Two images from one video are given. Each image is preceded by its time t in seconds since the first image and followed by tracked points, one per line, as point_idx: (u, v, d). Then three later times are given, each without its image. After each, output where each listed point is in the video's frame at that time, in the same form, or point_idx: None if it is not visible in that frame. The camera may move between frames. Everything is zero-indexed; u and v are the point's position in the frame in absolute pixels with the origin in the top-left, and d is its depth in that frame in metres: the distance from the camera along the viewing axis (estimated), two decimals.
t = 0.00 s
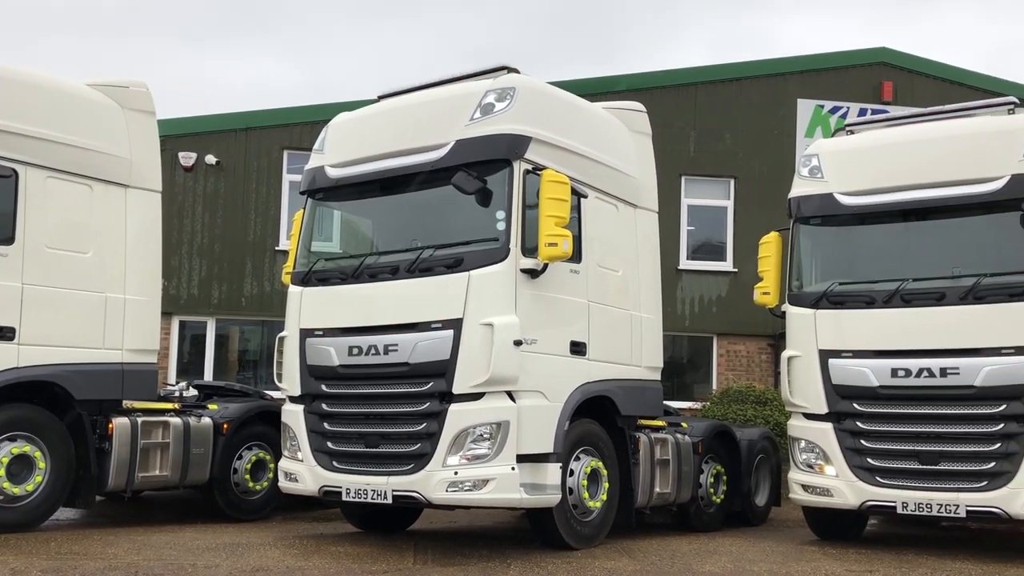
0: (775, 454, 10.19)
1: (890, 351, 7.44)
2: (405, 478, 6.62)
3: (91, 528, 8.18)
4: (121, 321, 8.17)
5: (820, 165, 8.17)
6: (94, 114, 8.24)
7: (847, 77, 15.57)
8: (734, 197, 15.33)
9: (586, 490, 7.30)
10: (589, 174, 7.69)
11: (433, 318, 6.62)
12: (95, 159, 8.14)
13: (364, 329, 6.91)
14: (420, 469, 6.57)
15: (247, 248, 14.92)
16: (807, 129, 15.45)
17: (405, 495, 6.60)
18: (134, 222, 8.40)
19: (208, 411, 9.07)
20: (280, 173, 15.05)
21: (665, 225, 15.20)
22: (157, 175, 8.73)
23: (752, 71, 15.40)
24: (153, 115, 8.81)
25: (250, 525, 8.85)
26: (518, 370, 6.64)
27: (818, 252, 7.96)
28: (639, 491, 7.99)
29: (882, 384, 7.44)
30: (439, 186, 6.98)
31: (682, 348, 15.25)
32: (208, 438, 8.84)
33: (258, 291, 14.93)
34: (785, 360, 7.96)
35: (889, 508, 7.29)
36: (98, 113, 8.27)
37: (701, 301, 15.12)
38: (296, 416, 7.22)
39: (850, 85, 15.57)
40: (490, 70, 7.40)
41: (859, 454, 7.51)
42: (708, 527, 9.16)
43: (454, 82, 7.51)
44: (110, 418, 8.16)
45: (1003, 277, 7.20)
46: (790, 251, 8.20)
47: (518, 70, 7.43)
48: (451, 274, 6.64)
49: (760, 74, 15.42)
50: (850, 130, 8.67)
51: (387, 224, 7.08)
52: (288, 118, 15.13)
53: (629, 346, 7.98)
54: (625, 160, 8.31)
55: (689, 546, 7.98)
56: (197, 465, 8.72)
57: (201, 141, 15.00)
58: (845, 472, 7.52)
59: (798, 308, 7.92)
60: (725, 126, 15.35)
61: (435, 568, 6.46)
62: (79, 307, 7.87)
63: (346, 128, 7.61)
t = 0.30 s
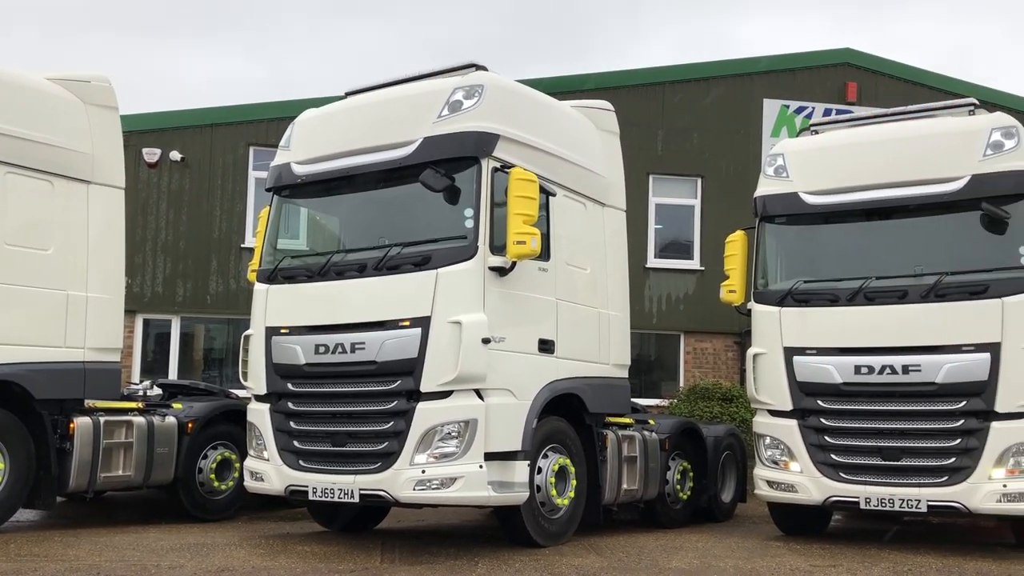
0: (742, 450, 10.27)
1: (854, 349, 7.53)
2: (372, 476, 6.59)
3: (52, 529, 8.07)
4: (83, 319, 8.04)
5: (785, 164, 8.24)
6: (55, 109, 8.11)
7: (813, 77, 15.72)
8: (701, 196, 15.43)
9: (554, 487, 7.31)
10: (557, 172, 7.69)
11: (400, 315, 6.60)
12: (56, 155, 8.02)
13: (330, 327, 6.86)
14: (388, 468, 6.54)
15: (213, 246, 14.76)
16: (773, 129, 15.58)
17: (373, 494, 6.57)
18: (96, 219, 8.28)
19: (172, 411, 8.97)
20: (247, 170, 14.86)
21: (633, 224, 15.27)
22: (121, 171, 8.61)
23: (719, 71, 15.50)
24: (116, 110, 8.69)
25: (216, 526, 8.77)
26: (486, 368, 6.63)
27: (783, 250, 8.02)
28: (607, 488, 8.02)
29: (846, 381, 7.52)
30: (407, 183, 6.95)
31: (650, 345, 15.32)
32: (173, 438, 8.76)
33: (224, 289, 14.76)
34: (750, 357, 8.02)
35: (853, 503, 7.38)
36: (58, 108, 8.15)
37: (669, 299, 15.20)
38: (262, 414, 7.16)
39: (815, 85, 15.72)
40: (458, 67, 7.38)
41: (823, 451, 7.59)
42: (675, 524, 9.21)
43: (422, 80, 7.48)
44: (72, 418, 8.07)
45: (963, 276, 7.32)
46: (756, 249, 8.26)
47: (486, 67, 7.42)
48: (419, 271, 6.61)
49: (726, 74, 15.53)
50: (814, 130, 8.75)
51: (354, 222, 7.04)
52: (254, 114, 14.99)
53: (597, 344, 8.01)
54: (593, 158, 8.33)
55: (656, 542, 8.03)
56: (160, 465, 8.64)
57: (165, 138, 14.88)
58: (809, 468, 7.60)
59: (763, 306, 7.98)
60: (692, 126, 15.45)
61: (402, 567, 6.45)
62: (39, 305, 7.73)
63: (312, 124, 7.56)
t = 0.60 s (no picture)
0: (709, 445, 10.34)
1: (819, 344, 7.61)
2: (340, 474, 6.55)
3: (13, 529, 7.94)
4: (44, 314, 7.90)
5: (751, 162, 8.30)
6: (14, 102, 7.97)
7: (779, 75, 15.86)
8: (669, 193, 15.50)
9: (523, 483, 7.32)
10: (526, 168, 7.69)
11: (369, 312, 6.56)
12: (16, 148, 7.88)
13: (298, 324, 6.81)
14: (355, 465, 6.51)
15: (178, 241, 14.62)
16: (740, 127, 15.70)
17: (340, 491, 6.53)
18: (58, 213, 8.15)
19: (136, 408, 8.86)
20: (212, 163, 14.80)
21: (602, 220, 15.31)
22: (83, 165, 8.47)
23: (687, 68, 15.57)
24: (77, 103, 8.55)
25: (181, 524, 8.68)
26: (454, 364, 6.62)
27: (750, 247, 8.08)
28: (576, 484, 8.03)
29: (811, 376, 7.60)
30: (375, 179, 6.91)
31: (619, 341, 15.38)
32: (137, 436, 8.66)
33: (189, 285, 14.65)
34: (717, 353, 8.07)
35: (818, 498, 7.46)
36: (18, 101, 8.01)
37: (637, 295, 15.27)
38: (228, 412, 7.10)
39: (781, 83, 15.86)
40: (427, 62, 7.35)
41: (789, 445, 7.67)
42: (643, 519, 9.26)
43: (390, 74, 7.44)
44: (33, 417, 7.96)
45: (927, 272, 7.41)
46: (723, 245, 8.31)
47: (455, 63, 7.39)
48: (387, 268, 6.58)
49: (695, 71, 15.60)
50: (781, 128, 8.82)
51: (322, 217, 6.99)
52: (220, 108, 14.84)
53: (566, 340, 8.02)
54: (562, 155, 8.34)
55: (624, 537, 8.07)
56: (124, 463, 8.54)
57: (131, 131, 14.61)
58: (775, 462, 7.67)
59: (730, 302, 8.04)
60: (660, 123, 15.52)
61: (370, 564, 6.42)
62: None
63: (279, 119, 7.49)
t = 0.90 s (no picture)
0: (679, 439, 10.41)
1: (788, 340, 7.68)
2: (310, 469, 6.52)
3: None
4: (7, 309, 7.81)
5: (721, 158, 8.36)
6: None
7: (749, 73, 15.97)
8: (640, 189, 15.56)
9: (494, 478, 7.32)
10: (497, 163, 7.69)
11: (339, 307, 6.53)
12: None
13: (267, 318, 6.77)
14: (325, 460, 6.48)
15: (146, 235, 14.47)
16: (710, 124, 15.79)
17: (310, 487, 6.50)
18: (22, 206, 8.03)
19: (103, 404, 8.75)
20: (181, 156, 14.62)
21: (573, 216, 15.34)
22: (48, 157, 8.34)
23: (658, 65, 15.63)
24: (42, 94, 8.40)
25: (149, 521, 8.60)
26: (425, 359, 6.60)
27: (720, 243, 8.13)
28: (546, 479, 8.05)
29: (779, 371, 7.67)
30: (346, 173, 6.88)
31: (591, 337, 15.42)
32: (104, 431, 8.54)
33: (158, 279, 14.51)
34: (686, 349, 8.15)
35: (786, 491, 7.54)
36: None
37: (608, 291, 15.33)
38: (197, 407, 7.04)
39: (751, 80, 15.97)
40: (398, 56, 7.32)
41: (757, 439, 7.74)
42: (613, 513, 9.30)
43: (361, 68, 7.40)
44: None
45: (893, 268, 7.51)
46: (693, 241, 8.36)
47: (426, 57, 7.37)
48: (358, 262, 6.55)
49: (666, 68, 15.67)
50: (750, 125, 8.89)
51: (292, 211, 6.95)
52: (188, 102, 14.69)
53: (537, 335, 8.03)
54: (534, 150, 8.35)
55: (594, 531, 8.10)
56: (90, 460, 8.42)
57: (97, 124, 14.43)
58: (744, 457, 7.73)
59: (700, 297, 8.09)
60: (632, 119, 15.57)
61: (341, 560, 6.40)
62: None
63: (249, 112, 7.43)
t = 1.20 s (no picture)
0: (652, 435, 10.45)
1: (760, 336, 7.73)
2: (282, 466, 6.48)
3: None
4: None
5: (695, 155, 8.39)
6: None
7: (722, 70, 16.04)
8: (615, 185, 15.60)
9: (467, 474, 7.32)
10: (472, 159, 7.67)
11: (311, 302, 6.49)
12: None
13: (239, 314, 6.71)
14: (297, 457, 6.44)
15: (115, 229, 14.33)
16: (684, 121, 15.86)
17: (282, 483, 6.47)
18: None
19: (71, 400, 8.64)
20: (151, 150, 14.47)
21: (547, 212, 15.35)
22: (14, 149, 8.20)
23: (632, 62, 15.66)
24: (9, 85, 8.17)
25: (119, 518, 8.52)
26: (399, 355, 6.58)
27: (693, 239, 8.17)
28: (520, 474, 8.06)
29: (751, 367, 7.72)
30: (318, 168, 6.83)
31: (565, 333, 15.45)
32: (72, 428, 8.44)
33: (128, 274, 14.36)
34: (659, 344, 8.18)
35: (757, 486, 7.59)
36: None
37: (582, 287, 15.37)
38: (167, 404, 6.97)
39: (724, 78, 16.05)
40: (371, 51, 7.27)
41: (729, 435, 7.79)
42: (586, 508, 9.33)
43: (335, 62, 7.35)
44: None
45: (863, 265, 7.58)
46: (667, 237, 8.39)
47: (400, 51, 7.33)
48: (330, 257, 6.51)
49: (640, 65, 15.70)
50: (723, 122, 8.93)
51: (264, 206, 6.90)
52: (158, 94, 14.53)
53: (511, 331, 8.03)
54: (508, 146, 8.34)
55: (567, 526, 8.12)
56: (58, 457, 8.30)
57: (65, 116, 14.24)
58: (716, 452, 7.78)
59: (673, 293, 8.12)
60: (606, 116, 15.60)
61: (313, 556, 6.37)
62: None
63: (220, 105, 7.36)
